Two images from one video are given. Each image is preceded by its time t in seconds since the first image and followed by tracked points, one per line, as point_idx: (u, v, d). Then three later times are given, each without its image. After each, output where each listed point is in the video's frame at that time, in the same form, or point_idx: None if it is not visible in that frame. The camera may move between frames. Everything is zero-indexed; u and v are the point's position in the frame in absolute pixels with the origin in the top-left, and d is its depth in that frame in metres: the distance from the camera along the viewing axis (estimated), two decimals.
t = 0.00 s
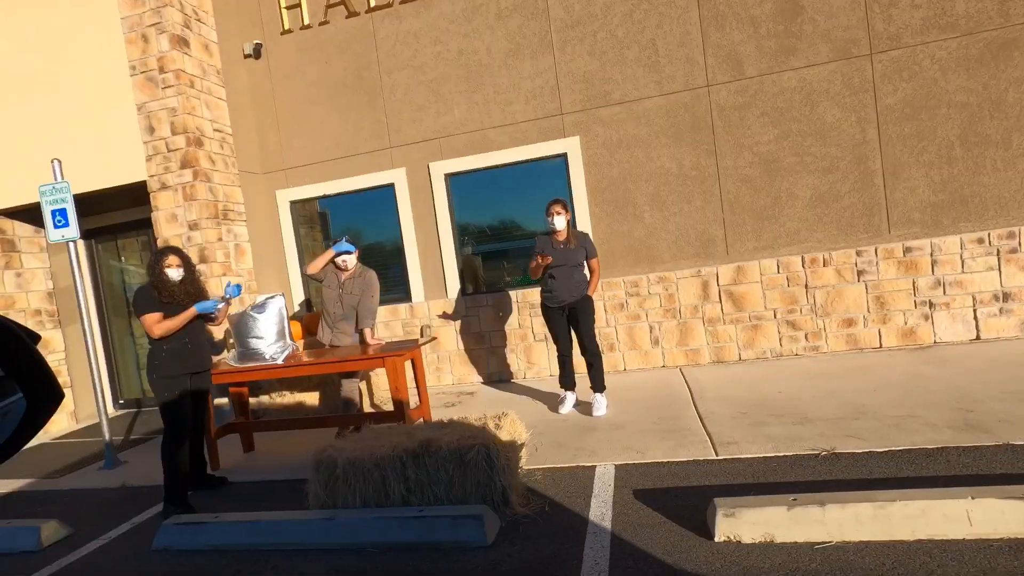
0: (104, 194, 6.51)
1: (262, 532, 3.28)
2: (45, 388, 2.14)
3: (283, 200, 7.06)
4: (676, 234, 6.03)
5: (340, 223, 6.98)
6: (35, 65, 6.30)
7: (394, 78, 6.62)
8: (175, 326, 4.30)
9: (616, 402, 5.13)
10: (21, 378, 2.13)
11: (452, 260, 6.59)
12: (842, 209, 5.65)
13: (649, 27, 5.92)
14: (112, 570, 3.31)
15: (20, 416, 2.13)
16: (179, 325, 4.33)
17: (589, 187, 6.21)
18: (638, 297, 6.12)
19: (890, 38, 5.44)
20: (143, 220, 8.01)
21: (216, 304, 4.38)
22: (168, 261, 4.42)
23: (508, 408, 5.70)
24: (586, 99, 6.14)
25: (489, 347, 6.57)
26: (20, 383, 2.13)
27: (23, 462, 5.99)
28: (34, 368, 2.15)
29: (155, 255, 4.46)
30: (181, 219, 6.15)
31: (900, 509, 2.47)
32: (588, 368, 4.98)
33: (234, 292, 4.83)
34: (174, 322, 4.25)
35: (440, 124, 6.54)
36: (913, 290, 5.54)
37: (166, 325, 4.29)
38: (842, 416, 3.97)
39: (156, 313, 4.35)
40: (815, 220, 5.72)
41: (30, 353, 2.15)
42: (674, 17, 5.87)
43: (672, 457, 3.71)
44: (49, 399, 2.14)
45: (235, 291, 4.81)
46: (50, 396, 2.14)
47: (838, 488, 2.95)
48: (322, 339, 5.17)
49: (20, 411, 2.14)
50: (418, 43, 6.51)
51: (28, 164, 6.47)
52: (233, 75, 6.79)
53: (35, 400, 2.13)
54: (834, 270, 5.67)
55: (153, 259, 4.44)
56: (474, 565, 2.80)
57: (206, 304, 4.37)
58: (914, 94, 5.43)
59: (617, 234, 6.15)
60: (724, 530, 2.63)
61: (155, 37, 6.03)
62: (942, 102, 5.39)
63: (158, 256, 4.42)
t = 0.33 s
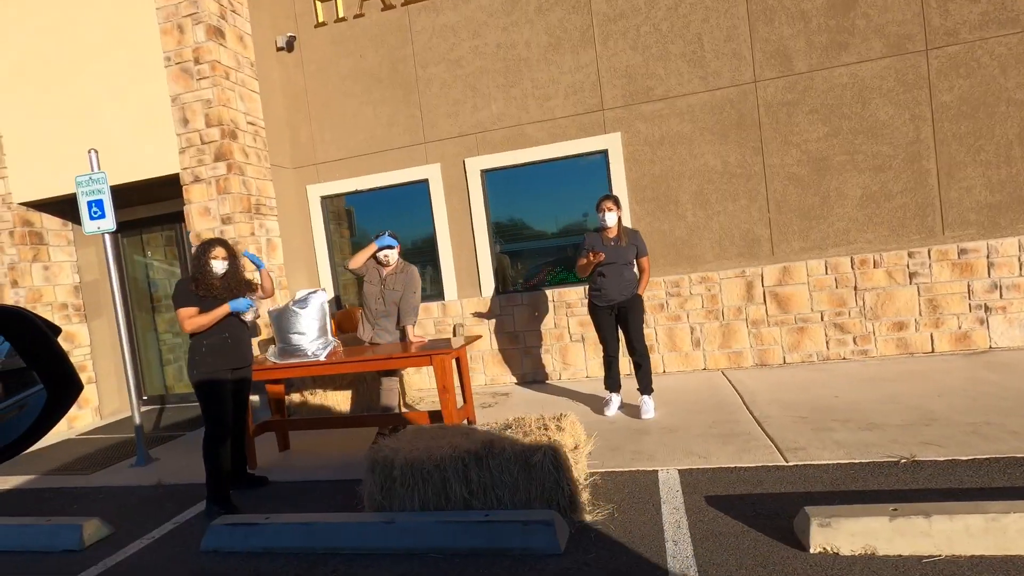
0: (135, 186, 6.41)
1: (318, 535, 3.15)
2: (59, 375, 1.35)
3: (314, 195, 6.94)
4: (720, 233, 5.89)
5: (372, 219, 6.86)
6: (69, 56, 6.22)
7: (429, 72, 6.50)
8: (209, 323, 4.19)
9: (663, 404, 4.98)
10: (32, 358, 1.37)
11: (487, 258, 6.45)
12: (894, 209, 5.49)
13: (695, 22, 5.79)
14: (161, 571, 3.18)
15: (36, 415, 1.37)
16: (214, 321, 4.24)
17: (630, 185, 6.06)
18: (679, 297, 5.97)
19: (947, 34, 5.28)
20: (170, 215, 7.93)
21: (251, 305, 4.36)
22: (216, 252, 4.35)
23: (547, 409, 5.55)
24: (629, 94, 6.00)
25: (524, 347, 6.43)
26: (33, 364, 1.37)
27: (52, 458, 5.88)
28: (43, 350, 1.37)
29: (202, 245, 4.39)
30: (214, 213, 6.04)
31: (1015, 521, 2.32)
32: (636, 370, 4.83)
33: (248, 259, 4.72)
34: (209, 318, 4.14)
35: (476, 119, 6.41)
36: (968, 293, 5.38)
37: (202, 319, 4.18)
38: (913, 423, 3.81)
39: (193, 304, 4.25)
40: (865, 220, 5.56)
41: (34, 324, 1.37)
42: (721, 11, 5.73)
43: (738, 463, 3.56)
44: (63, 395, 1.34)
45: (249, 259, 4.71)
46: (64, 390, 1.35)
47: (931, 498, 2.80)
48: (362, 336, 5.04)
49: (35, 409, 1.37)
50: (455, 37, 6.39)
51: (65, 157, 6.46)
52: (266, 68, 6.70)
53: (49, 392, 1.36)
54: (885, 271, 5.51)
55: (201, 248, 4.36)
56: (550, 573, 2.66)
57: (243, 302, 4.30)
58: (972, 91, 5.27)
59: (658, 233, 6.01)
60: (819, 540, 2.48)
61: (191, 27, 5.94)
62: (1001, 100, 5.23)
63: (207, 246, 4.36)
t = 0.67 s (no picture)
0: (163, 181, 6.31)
1: (376, 540, 3.02)
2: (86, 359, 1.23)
3: (343, 191, 6.82)
4: (762, 231, 5.74)
5: (402, 215, 6.74)
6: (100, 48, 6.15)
7: (463, 67, 6.38)
8: (243, 321, 4.06)
9: (710, 406, 4.84)
10: (60, 344, 1.21)
11: (521, 255, 6.33)
12: (946, 207, 5.34)
13: (738, 15, 5.66)
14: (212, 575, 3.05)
15: (52, 414, 1.20)
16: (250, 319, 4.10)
17: (669, 181, 5.94)
18: (720, 297, 5.83)
19: (1002, 27, 5.15)
20: (194, 211, 7.83)
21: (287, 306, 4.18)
22: (257, 246, 4.24)
23: (586, 409, 5.42)
24: (669, 89, 5.87)
25: (558, 347, 6.30)
26: (56, 351, 1.22)
27: (78, 458, 5.77)
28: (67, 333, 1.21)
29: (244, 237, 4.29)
30: (245, 208, 5.93)
31: None
32: (684, 370, 4.69)
33: (267, 244, 4.26)
34: (242, 316, 4.00)
35: (511, 114, 6.29)
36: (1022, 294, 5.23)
37: (236, 317, 4.04)
38: (986, 426, 3.66)
39: (230, 299, 4.14)
40: (915, 219, 5.41)
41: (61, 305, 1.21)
42: (765, 3, 5.60)
43: (807, 467, 3.42)
44: (93, 385, 1.23)
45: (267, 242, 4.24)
46: (93, 378, 1.23)
47: None
48: (402, 334, 4.92)
49: (52, 407, 1.20)
50: (490, 30, 6.27)
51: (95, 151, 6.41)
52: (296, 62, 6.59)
53: (77, 382, 1.22)
54: (935, 271, 5.36)
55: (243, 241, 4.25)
56: None
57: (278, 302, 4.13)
58: None
59: (698, 231, 5.87)
60: (925, 550, 2.33)
61: (223, 19, 5.84)
62: None
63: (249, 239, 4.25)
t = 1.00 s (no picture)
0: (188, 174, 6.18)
1: (432, 543, 2.88)
2: (106, 351, 1.35)
3: (369, 186, 6.69)
4: (803, 227, 5.60)
5: (430, 211, 6.61)
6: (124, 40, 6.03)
7: (494, 59, 6.25)
8: (278, 317, 3.91)
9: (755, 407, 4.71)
10: (79, 336, 1.33)
11: (553, 252, 6.19)
12: (994, 202, 5.21)
13: (780, 5, 5.53)
14: None
15: (70, 402, 1.33)
16: (284, 314, 3.96)
17: (706, 176, 5.81)
18: (758, 295, 5.69)
19: None
20: (213, 207, 7.71)
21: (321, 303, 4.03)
22: (294, 238, 4.10)
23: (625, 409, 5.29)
24: (707, 82, 5.74)
25: (590, 346, 6.17)
26: (75, 344, 1.33)
27: (102, 457, 5.65)
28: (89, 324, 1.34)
29: (281, 228, 4.14)
30: (272, 202, 5.79)
31: None
32: (731, 368, 4.55)
33: (299, 236, 4.10)
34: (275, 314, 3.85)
35: (543, 108, 6.16)
36: None
37: (270, 313, 3.90)
38: None
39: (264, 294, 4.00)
40: (962, 214, 5.28)
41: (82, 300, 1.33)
42: None
43: (876, 469, 3.29)
44: (109, 374, 1.35)
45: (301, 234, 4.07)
46: (111, 366, 1.35)
47: None
48: (440, 331, 4.81)
49: (68, 394, 1.31)
50: (522, 22, 6.15)
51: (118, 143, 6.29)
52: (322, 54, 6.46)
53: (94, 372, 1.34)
54: (983, 268, 5.23)
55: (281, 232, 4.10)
56: None
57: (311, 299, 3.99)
58: None
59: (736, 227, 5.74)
60: None
61: (251, 9, 5.71)
62: None
63: (285, 231, 4.11)
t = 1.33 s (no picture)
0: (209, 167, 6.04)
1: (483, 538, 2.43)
2: (113, 341, 1.36)
3: (392, 180, 6.54)
4: (841, 223, 5.48)
5: (455, 206, 6.46)
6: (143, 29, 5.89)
7: (522, 51, 6.11)
8: (309, 311, 3.77)
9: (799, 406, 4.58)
10: (89, 328, 1.35)
11: (582, 248, 6.06)
12: None
13: None
14: None
15: (78, 394, 1.32)
16: (316, 308, 3.82)
17: (741, 170, 5.67)
18: (795, 292, 5.56)
19: None
20: (228, 202, 7.36)
21: (351, 294, 3.88)
22: (327, 229, 3.95)
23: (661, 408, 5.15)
24: (742, 74, 5.61)
25: (620, 344, 6.04)
26: (83, 336, 1.35)
27: (122, 457, 5.50)
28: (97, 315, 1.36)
29: (314, 218, 4.00)
30: (297, 195, 5.65)
31: None
32: (777, 367, 4.41)
33: (332, 228, 3.94)
34: (306, 307, 3.70)
35: (572, 101, 6.02)
36: None
37: (302, 307, 3.76)
38: None
39: (297, 287, 3.89)
40: (1006, 210, 5.16)
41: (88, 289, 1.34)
42: None
43: (947, 470, 3.16)
44: (118, 362, 1.35)
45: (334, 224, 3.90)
46: (119, 355, 1.36)
47: None
48: (476, 328, 4.68)
49: (75, 387, 1.31)
50: (551, 13, 6.01)
51: (138, 135, 6.16)
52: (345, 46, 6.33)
53: (102, 361, 1.35)
54: None
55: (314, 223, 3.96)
56: None
57: (341, 289, 3.84)
58: None
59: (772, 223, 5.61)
60: None
61: None
62: None
63: (318, 222, 3.96)
